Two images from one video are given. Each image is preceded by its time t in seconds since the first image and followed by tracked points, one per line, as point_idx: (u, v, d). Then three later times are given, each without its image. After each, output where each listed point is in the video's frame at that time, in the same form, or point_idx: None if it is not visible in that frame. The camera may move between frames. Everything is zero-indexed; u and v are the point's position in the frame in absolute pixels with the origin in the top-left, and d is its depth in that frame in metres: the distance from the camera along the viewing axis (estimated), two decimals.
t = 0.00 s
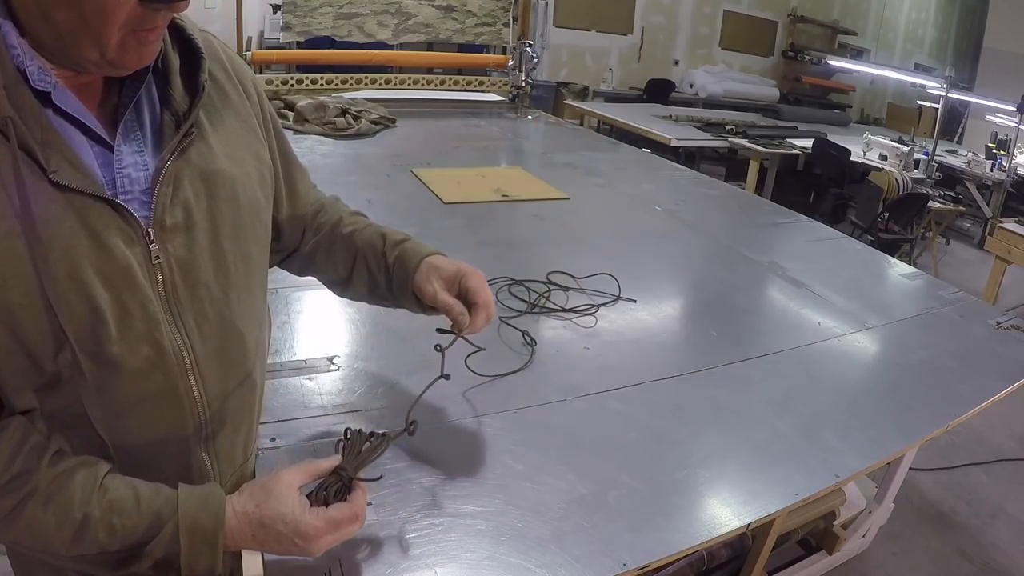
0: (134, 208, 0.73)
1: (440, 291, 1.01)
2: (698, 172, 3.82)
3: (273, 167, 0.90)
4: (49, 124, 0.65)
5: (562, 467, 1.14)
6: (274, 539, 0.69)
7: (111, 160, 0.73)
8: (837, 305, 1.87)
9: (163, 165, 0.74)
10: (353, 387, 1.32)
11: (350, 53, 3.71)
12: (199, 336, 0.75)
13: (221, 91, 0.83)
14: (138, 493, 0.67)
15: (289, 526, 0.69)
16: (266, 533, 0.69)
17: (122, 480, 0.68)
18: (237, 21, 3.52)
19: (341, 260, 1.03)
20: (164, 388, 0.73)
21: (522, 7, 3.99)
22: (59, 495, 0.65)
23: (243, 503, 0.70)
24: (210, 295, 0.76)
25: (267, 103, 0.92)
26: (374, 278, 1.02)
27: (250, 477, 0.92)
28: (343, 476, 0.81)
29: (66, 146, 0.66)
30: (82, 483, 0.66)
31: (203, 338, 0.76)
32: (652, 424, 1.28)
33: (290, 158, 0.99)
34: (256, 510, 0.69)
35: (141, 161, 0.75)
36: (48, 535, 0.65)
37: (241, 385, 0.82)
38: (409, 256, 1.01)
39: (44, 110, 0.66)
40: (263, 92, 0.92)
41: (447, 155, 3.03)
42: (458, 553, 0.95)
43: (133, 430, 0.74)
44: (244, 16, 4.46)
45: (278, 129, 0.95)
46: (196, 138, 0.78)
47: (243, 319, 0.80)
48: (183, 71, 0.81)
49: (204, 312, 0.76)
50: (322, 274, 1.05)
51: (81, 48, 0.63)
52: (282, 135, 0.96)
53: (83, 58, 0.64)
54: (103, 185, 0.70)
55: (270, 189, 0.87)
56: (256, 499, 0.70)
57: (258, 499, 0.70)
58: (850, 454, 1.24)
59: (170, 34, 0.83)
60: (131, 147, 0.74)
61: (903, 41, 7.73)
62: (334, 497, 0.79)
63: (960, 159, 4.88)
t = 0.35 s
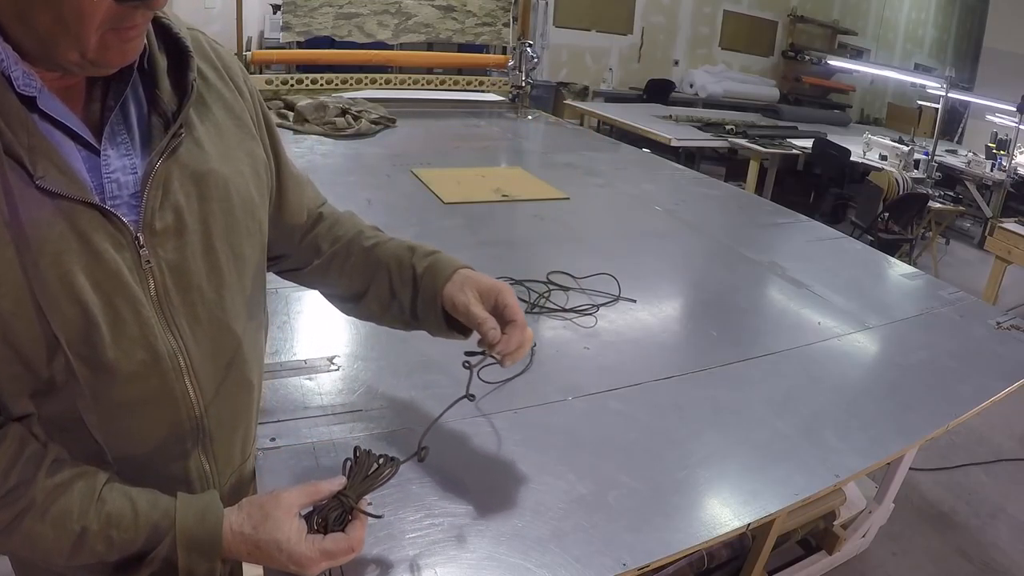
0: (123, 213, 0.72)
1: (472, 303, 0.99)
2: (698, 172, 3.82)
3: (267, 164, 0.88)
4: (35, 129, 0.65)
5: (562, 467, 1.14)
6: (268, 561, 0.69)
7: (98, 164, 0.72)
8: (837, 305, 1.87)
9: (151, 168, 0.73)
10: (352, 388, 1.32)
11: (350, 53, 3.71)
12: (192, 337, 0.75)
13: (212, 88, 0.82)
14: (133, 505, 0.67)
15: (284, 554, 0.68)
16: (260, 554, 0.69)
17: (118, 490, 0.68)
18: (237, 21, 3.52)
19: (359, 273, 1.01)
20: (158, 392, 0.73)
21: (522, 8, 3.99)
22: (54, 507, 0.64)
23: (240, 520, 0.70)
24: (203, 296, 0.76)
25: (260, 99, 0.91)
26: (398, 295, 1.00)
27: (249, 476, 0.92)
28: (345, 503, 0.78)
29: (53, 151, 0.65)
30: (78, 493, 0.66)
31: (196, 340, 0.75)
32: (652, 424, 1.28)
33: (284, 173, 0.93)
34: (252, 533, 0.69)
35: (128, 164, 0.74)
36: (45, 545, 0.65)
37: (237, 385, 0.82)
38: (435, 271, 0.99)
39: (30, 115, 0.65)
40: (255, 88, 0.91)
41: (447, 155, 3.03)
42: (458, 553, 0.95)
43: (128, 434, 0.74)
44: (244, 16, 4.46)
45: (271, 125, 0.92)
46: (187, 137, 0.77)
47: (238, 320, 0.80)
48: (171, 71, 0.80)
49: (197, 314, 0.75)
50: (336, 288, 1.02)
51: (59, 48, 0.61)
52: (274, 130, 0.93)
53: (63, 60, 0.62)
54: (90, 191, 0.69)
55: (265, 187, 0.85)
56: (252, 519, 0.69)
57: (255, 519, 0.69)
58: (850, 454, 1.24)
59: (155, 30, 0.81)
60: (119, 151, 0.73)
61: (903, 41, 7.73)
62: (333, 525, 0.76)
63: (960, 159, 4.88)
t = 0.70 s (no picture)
0: (112, 214, 0.71)
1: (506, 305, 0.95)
2: (698, 172, 3.81)
3: (262, 163, 0.88)
4: (23, 130, 0.64)
5: (562, 467, 1.14)
6: (263, 567, 0.69)
7: (88, 165, 0.71)
8: (837, 305, 1.87)
9: (142, 168, 0.73)
10: (352, 388, 1.32)
11: (350, 53, 3.71)
12: (184, 339, 0.75)
13: (203, 88, 0.82)
14: (127, 509, 0.67)
15: (277, 563, 0.68)
16: (254, 561, 0.69)
17: (110, 494, 0.68)
18: (237, 21, 3.52)
19: (364, 282, 0.97)
20: (151, 394, 0.73)
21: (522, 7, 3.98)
22: (48, 513, 0.64)
23: (233, 526, 0.69)
24: (194, 298, 0.76)
25: (252, 96, 0.90)
26: (409, 307, 0.96)
27: (246, 475, 0.92)
28: (343, 513, 0.74)
29: (42, 152, 0.65)
30: (71, 499, 0.66)
31: (188, 342, 0.76)
32: (652, 424, 1.28)
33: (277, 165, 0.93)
34: (246, 539, 0.68)
35: (117, 164, 0.73)
36: (40, 551, 0.64)
37: (232, 387, 0.82)
38: (446, 282, 0.95)
39: (18, 116, 0.65)
40: (247, 86, 0.90)
41: (447, 155, 3.03)
42: (459, 553, 0.95)
43: (120, 437, 0.74)
44: (244, 16, 4.46)
45: (266, 123, 0.91)
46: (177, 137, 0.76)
47: (230, 321, 0.80)
48: (159, 70, 0.80)
49: (189, 316, 0.75)
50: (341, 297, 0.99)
51: (56, 44, 0.61)
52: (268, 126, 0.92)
53: (59, 54, 0.62)
54: (80, 192, 0.69)
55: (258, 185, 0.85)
56: (247, 526, 0.69)
57: (249, 526, 0.69)
58: (850, 454, 1.24)
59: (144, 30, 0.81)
60: (108, 152, 0.73)
61: (903, 41, 7.73)
62: (331, 536, 0.73)
63: (960, 159, 4.87)
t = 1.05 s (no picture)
0: (111, 214, 0.71)
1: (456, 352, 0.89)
2: (698, 172, 3.82)
3: (259, 167, 0.87)
4: (21, 130, 0.64)
5: (562, 467, 1.14)
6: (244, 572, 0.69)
7: (86, 166, 0.71)
8: (837, 305, 1.87)
9: (139, 169, 0.73)
10: (352, 388, 1.32)
11: (350, 53, 3.71)
12: (179, 341, 0.75)
13: (202, 92, 0.82)
14: (112, 510, 0.67)
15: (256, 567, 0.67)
16: (235, 564, 0.69)
17: (97, 493, 0.68)
18: (237, 21, 3.52)
19: (333, 305, 0.95)
20: (145, 395, 0.73)
21: (522, 7, 3.98)
22: (36, 511, 0.64)
23: (217, 528, 0.69)
24: (190, 300, 0.76)
25: (251, 101, 0.90)
26: (365, 336, 0.93)
27: (242, 475, 0.92)
28: (326, 520, 0.73)
29: (40, 152, 0.65)
30: (59, 496, 0.66)
31: (184, 344, 0.76)
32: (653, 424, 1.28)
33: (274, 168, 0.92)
34: (228, 542, 0.68)
35: (116, 166, 0.73)
36: (25, 547, 0.65)
37: (227, 391, 0.81)
38: (403, 317, 0.90)
39: (17, 116, 0.65)
40: (246, 92, 0.90)
41: (447, 155, 3.03)
42: (458, 553, 0.95)
43: (113, 438, 0.74)
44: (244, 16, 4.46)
45: (263, 127, 0.91)
46: (175, 139, 0.76)
47: (225, 323, 0.80)
48: (159, 73, 0.80)
49: (185, 319, 0.75)
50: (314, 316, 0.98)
51: (77, 40, 0.64)
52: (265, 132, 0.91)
53: (80, 51, 0.65)
54: (78, 192, 0.69)
55: (256, 188, 0.84)
56: (229, 529, 0.69)
57: (232, 529, 0.69)
58: (850, 454, 1.24)
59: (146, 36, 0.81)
60: (106, 154, 0.72)
61: (903, 41, 7.73)
62: (313, 543, 0.72)
63: (960, 159, 4.87)
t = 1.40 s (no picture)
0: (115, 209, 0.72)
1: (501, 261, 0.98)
2: (698, 172, 3.82)
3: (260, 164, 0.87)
4: (27, 126, 0.65)
5: (562, 467, 1.14)
6: (246, 563, 0.70)
7: (91, 161, 0.72)
8: (837, 305, 1.87)
9: (144, 164, 0.73)
10: (352, 388, 1.32)
11: (350, 53, 3.71)
12: (183, 336, 0.75)
13: (205, 89, 0.82)
14: (113, 505, 0.67)
15: (259, 557, 0.68)
16: (237, 557, 0.69)
17: (99, 487, 0.68)
18: (237, 21, 3.52)
19: (374, 244, 1.01)
20: (147, 389, 0.72)
21: (522, 7, 3.98)
22: (38, 506, 0.65)
23: (219, 522, 0.69)
24: (194, 294, 0.75)
25: (252, 101, 0.90)
26: (413, 263, 1.00)
27: (243, 474, 0.91)
28: (329, 510, 0.76)
29: (45, 148, 0.65)
30: (61, 491, 0.66)
31: (189, 338, 0.75)
32: (653, 424, 1.28)
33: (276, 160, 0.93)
34: (230, 535, 0.69)
35: (120, 161, 0.73)
36: (26, 541, 0.65)
37: (229, 386, 0.81)
38: (449, 233, 0.98)
39: (23, 112, 0.65)
40: (248, 91, 0.90)
41: (447, 155, 3.03)
42: (458, 552, 0.95)
43: (117, 432, 0.73)
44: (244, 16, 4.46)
45: (264, 125, 0.91)
46: (178, 136, 0.76)
47: (230, 318, 0.79)
48: (162, 71, 0.80)
49: (189, 313, 0.75)
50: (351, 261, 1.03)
51: (70, 46, 0.64)
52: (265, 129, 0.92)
53: (71, 57, 0.65)
54: (83, 186, 0.69)
55: (256, 184, 0.85)
56: (232, 521, 0.69)
57: (233, 523, 0.69)
58: (850, 454, 1.24)
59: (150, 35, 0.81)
60: (110, 149, 0.73)
61: (903, 41, 7.73)
62: (315, 533, 0.75)
63: (960, 159, 4.87)
